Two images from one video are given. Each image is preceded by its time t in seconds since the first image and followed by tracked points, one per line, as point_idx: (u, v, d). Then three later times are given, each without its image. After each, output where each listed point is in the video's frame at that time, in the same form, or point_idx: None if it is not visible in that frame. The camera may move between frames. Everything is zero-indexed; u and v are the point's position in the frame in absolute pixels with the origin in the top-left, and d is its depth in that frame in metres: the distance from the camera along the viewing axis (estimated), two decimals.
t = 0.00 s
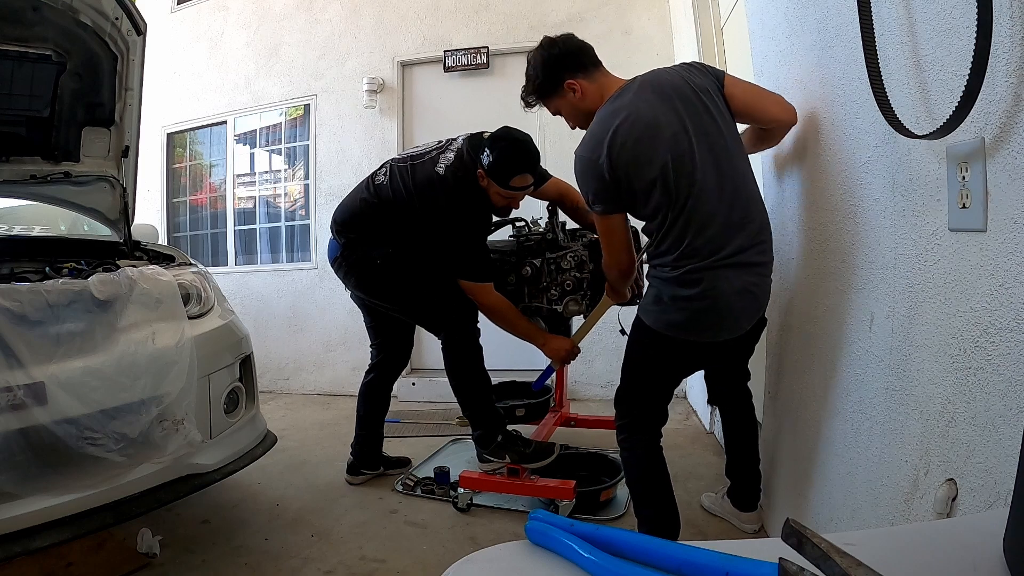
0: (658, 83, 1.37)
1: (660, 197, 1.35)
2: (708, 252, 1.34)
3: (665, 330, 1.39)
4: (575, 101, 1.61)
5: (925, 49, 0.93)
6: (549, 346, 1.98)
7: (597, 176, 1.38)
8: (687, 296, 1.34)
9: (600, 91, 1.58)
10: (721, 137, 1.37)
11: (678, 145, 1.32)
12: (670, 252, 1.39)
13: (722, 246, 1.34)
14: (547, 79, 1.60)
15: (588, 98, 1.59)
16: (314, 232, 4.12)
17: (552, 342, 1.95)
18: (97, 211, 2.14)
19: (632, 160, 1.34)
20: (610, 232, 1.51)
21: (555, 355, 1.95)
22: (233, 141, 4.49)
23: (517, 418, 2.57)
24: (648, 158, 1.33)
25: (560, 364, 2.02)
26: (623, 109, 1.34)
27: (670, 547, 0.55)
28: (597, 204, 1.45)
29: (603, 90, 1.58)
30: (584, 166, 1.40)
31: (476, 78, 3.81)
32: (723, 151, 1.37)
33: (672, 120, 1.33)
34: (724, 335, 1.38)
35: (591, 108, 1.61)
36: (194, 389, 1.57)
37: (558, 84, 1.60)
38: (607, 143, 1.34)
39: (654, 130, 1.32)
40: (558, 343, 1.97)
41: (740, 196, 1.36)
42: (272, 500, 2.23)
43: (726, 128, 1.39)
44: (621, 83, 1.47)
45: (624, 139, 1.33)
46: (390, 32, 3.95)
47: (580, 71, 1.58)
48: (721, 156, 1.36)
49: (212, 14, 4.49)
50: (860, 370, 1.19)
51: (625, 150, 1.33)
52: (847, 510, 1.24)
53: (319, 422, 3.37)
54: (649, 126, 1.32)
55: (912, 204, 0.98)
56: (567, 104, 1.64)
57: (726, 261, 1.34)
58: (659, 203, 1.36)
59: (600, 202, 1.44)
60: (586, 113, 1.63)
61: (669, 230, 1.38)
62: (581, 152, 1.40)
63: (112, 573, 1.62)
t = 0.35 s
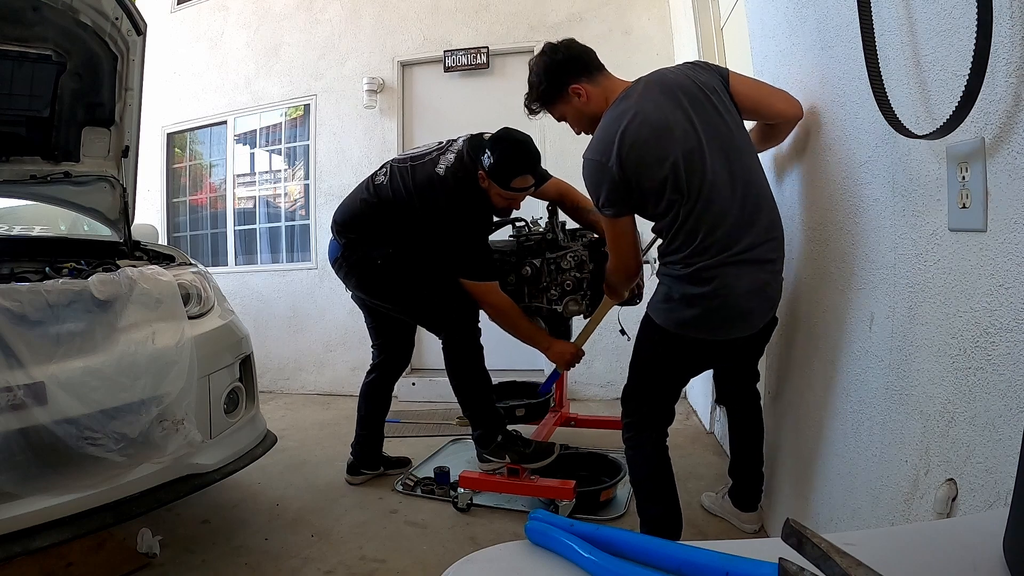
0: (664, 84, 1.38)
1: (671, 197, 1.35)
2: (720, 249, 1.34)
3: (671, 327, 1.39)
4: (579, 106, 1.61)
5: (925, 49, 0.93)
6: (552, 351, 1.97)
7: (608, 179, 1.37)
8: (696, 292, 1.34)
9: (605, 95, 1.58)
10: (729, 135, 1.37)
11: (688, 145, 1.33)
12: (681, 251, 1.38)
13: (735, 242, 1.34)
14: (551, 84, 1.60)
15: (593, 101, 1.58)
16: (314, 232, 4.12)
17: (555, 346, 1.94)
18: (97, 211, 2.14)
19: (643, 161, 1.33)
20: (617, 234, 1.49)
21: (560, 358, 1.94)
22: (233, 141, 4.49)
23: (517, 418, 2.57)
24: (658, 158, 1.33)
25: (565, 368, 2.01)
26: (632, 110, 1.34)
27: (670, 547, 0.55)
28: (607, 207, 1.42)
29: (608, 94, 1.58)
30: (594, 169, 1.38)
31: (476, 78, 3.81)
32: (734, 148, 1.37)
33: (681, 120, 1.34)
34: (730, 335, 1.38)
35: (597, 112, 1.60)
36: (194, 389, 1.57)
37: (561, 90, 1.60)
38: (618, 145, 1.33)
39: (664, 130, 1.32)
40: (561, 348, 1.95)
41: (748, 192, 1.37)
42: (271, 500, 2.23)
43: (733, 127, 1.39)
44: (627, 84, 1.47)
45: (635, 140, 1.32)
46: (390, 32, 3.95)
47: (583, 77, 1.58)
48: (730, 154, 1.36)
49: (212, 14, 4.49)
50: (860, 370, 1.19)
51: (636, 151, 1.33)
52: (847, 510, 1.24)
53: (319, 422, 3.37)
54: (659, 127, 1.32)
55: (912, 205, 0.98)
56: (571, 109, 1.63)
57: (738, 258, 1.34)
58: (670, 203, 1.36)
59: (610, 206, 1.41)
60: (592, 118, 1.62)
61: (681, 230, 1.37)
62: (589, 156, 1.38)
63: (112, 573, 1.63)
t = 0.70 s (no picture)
0: (677, 78, 1.39)
1: (672, 187, 1.36)
2: (720, 246, 1.34)
3: (670, 325, 1.39)
4: (592, 91, 1.62)
5: (925, 48, 0.93)
6: (565, 360, 1.95)
7: (610, 164, 1.41)
8: (696, 290, 1.34)
9: (618, 83, 1.60)
10: (736, 133, 1.37)
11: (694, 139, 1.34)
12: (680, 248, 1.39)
13: (735, 236, 1.34)
14: (568, 68, 1.61)
15: (606, 89, 1.60)
16: (314, 232, 4.12)
17: (568, 355, 1.93)
18: (97, 211, 2.14)
19: (646, 150, 1.35)
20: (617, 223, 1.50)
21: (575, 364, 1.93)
22: (233, 141, 4.49)
23: (517, 418, 2.57)
24: (662, 149, 1.34)
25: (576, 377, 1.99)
26: (641, 100, 1.36)
27: (670, 547, 0.55)
28: (608, 191, 1.46)
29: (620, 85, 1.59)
30: (598, 153, 1.42)
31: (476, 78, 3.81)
32: (743, 148, 1.37)
33: (689, 115, 1.34)
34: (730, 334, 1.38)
35: (608, 99, 1.62)
36: (194, 389, 1.57)
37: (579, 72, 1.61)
38: (623, 132, 1.36)
39: (670, 122, 1.33)
40: (574, 356, 1.94)
41: (751, 189, 1.36)
42: (272, 500, 2.23)
43: (744, 125, 1.39)
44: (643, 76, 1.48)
45: (639, 129, 1.35)
46: (390, 32, 3.95)
47: (602, 63, 1.58)
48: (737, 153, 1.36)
49: (212, 14, 4.49)
50: (860, 370, 1.19)
51: (640, 140, 1.35)
52: (847, 511, 1.24)
53: (319, 422, 3.36)
54: (665, 119, 1.34)
55: (912, 204, 0.98)
56: (585, 94, 1.65)
57: (739, 255, 1.33)
58: (671, 193, 1.38)
59: (610, 190, 1.45)
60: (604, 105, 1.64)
61: (682, 224, 1.38)
62: (596, 139, 1.42)
63: (112, 573, 1.63)
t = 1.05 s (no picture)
0: (673, 82, 1.39)
1: (675, 185, 1.37)
2: (733, 239, 1.33)
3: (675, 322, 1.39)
4: (588, 100, 1.62)
5: (925, 48, 0.93)
6: (570, 360, 1.94)
7: (611, 171, 1.42)
8: (705, 286, 1.34)
9: (614, 91, 1.59)
10: (736, 131, 1.37)
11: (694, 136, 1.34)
12: (689, 246, 1.38)
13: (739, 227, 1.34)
14: (563, 77, 1.62)
15: (602, 97, 1.59)
16: (314, 232, 4.12)
17: (574, 354, 1.92)
18: (97, 211, 2.14)
19: (645, 153, 1.37)
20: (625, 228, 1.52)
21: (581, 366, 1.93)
22: (233, 141, 4.49)
23: (517, 417, 2.56)
24: (662, 149, 1.35)
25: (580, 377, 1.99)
26: (637, 104, 1.37)
27: (670, 547, 0.55)
28: (611, 198, 1.48)
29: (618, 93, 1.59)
30: (598, 160, 1.43)
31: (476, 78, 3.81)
32: (746, 146, 1.37)
33: (686, 115, 1.35)
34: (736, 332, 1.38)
35: (604, 108, 1.61)
36: (194, 389, 1.57)
37: (575, 81, 1.61)
38: (621, 136, 1.37)
39: (669, 123, 1.34)
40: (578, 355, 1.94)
41: (755, 184, 1.36)
42: (271, 500, 2.23)
43: (743, 123, 1.40)
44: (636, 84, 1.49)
45: (637, 132, 1.35)
46: (390, 32, 3.95)
47: (597, 72, 1.58)
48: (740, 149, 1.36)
49: (212, 14, 4.49)
50: (860, 370, 1.19)
51: (638, 142, 1.36)
52: (847, 511, 1.24)
53: (319, 422, 3.36)
54: (663, 121, 1.34)
55: (912, 204, 0.98)
56: (581, 103, 1.65)
57: (749, 247, 1.33)
58: (674, 192, 1.38)
59: (614, 194, 1.46)
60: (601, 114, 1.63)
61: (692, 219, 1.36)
62: (596, 146, 1.44)
63: (112, 573, 1.63)
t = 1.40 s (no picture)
0: (646, 111, 1.41)
1: (681, 199, 1.35)
2: (748, 234, 1.32)
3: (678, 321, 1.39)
4: (578, 160, 1.60)
5: (925, 48, 0.93)
6: (554, 352, 1.95)
7: (618, 206, 1.37)
8: (717, 288, 1.34)
9: (599, 142, 1.58)
10: (724, 135, 1.38)
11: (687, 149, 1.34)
12: (701, 250, 1.37)
13: (743, 229, 1.33)
14: (542, 145, 1.61)
15: (591, 151, 1.57)
16: (314, 232, 4.12)
17: (559, 347, 1.93)
18: (97, 211, 2.14)
19: (644, 181, 1.34)
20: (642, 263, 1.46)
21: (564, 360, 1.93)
22: (233, 141, 4.49)
23: (517, 417, 2.56)
24: (661, 170, 1.33)
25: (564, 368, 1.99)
26: (623, 139, 1.36)
27: (670, 547, 0.55)
28: (625, 234, 1.41)
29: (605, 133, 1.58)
30: (601, 204, 1.39)
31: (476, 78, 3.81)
32: (740, 149, 1.38)
33: (673, 132, 1.35)
34: (739, 331, 1.38)
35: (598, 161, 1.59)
36: (194, 389, 1.57)
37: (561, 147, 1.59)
38: (618, 172, 1.35)
39: (660, 144, 1.33)
40: (566, 348, 1.95)
41: (758, 180, 1.36)
42: (272, 500, 2.23)
43: (728, 129, 1.41)
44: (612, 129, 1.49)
45: (631, 163, 1.34)
46: (390, 32, 3.95)
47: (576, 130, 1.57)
48: (733, 151, 1.37)
49: (212, 14, 4.49)
50: (861, 370, 1.18)
51: (636, 172, 1.34)
52: (847, 510, 1.24)
53: (319, 422, 3.36)
54: (652, 143, 1.34)
55: (912, 204, 0.98)
56: (571, 163, 1.62)
57: (762, 244, 1.33)
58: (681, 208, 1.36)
59: (626, 232, 1.41)
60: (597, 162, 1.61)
61: (704, 223, 1.34)
62: (595, 191, 1.40)
63: (112, 573, 1.63)
